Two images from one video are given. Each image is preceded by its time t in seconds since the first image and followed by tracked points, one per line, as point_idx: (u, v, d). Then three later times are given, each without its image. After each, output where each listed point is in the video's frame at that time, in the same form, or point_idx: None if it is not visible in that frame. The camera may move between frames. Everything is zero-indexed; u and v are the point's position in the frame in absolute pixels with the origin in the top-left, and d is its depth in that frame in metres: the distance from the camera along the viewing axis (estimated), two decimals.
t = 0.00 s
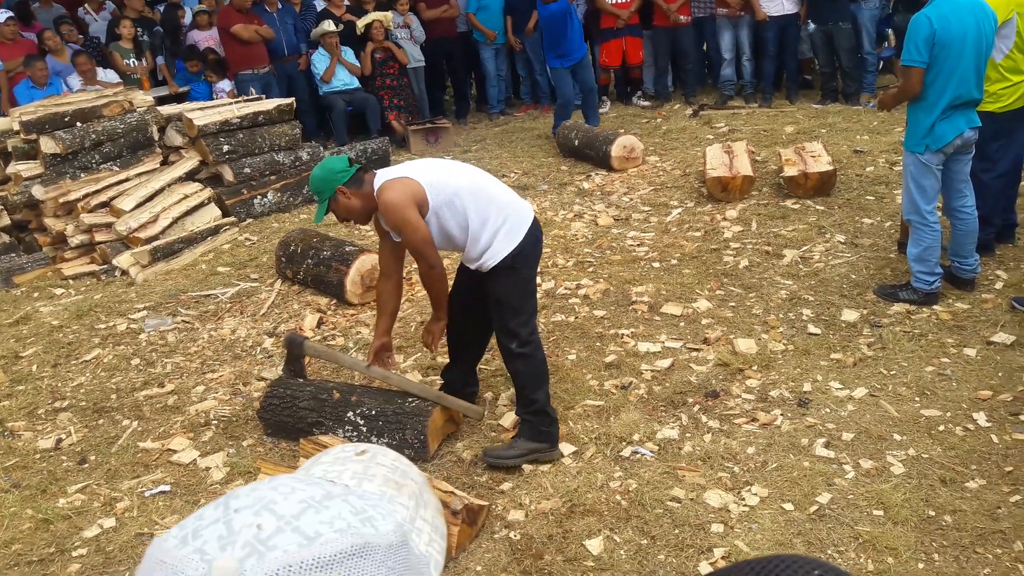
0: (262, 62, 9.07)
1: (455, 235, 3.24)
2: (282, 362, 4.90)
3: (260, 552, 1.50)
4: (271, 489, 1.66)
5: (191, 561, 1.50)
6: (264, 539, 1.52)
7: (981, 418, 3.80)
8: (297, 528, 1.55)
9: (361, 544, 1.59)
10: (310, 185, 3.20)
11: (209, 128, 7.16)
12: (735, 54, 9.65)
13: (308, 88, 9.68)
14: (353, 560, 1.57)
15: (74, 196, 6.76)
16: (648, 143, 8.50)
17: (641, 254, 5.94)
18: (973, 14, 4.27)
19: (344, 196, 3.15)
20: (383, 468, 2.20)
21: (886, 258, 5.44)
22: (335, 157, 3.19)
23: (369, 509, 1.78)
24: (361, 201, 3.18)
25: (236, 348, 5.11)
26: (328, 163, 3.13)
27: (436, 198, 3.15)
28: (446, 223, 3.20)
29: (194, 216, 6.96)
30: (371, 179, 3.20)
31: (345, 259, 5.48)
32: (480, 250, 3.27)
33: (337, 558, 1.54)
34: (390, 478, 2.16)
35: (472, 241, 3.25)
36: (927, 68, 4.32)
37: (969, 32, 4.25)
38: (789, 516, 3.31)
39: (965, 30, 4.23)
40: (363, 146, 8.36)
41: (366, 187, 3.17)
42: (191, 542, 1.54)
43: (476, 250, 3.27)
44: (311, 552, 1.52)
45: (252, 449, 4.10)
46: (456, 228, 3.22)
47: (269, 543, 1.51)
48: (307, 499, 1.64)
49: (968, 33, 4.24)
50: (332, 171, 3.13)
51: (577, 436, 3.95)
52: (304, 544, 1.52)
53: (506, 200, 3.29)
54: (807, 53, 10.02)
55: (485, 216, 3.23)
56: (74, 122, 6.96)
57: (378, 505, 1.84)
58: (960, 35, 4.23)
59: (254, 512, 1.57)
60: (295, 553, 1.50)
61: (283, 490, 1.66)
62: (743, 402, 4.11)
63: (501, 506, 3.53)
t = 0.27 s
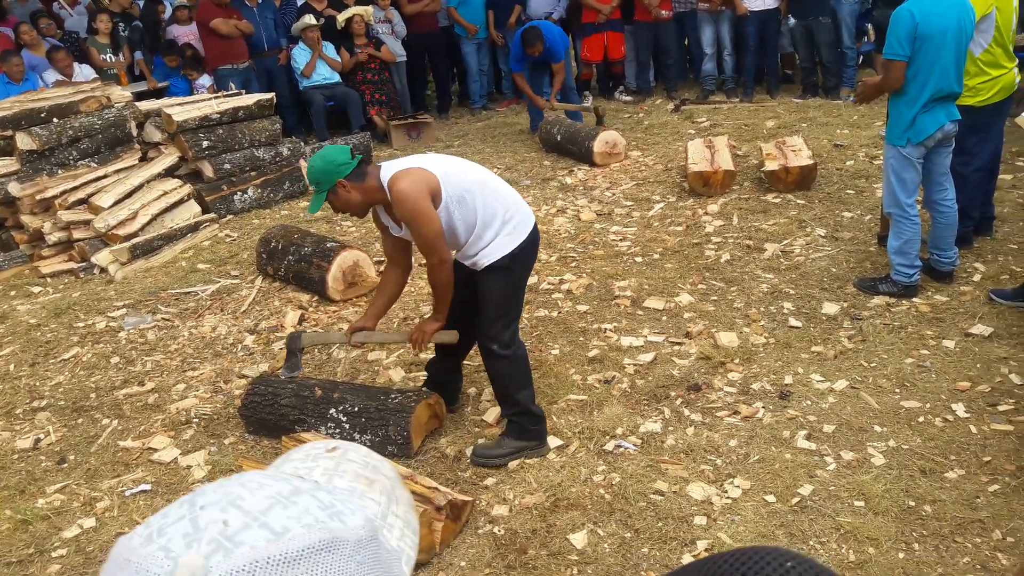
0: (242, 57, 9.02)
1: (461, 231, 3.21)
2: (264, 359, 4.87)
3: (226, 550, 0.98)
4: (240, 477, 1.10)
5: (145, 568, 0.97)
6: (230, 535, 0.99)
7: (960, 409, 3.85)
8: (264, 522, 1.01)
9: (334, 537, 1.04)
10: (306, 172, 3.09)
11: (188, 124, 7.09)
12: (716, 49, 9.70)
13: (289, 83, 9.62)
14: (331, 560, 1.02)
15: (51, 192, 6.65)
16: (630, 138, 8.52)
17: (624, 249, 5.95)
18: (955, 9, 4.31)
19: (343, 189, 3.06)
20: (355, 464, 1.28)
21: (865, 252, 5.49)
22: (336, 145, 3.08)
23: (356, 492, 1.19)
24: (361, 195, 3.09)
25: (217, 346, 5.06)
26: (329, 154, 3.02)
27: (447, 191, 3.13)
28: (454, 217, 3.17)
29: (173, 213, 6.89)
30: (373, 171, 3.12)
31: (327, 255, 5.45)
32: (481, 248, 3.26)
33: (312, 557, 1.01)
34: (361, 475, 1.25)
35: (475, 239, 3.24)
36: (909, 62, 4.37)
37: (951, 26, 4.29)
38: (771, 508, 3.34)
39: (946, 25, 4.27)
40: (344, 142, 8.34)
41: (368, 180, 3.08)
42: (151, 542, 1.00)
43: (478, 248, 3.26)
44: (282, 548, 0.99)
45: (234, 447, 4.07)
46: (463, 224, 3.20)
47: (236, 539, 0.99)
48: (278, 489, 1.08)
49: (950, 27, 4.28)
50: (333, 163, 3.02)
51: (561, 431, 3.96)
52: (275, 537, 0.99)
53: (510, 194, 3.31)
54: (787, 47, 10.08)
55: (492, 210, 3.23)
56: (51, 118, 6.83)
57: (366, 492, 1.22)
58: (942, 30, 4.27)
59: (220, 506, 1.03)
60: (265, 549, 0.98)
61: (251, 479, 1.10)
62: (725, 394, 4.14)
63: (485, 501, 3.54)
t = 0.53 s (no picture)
0: (227, 40, 8.91)
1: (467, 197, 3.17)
2: (256, 343, 4.85)
3: (208, 520, 1.16)
4: (223, 454, 1.31)
5: (131, 537, 1.15)
6: (212, 506, 1.18)
7: (950, 385, 3.89)
8: (245, 493, 1.21)
9: (313, 507, 1.23)
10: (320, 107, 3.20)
11: (174, 108, 7.01)
12: (705, 29, 9.68)
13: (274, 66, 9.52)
14: (309, 526, 1.21)
15: (37, 177, 6.56)
16: (620, 119, 8.50)
17: (615, 230, 5.96)
18: None
19: (352, 127, 3.14)
20: (338, 441, 1.71)
21: (855, 231, 5.52)
22: (352, 83, 3.17)
23: (326, 471, 1.41)
24: (369, 136, 3.15)
25: (209, 330, 5.04)
26: (343, 90, 3.12)
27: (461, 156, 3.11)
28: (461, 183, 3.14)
29: (161, 198, 6.83)
30: (387, 116, 3.16)
31: (318, 238, 5.42)
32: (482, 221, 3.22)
33: (291, 523, 1.19)
34: (345, 451, 1.68)
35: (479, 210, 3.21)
36: (900, 41, 4.36)
37: (941, 4, 4.28)
38: (765, 484, 3.37)
39: (937, 3, 4.26)
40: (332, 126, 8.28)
41: (378, 123, 3.13)
42: (134, 513, 1.19)
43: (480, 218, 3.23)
44: (263, 516, 1.18)
45: (228, 430, 4.06)
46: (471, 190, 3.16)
47: (218, 509, 1.17)
48: (258, 463, 1.28)
49: (940, 6, 4.27)
50: (345, 100, 3.11)
51: (555, 411, 3.97)
52: (255, 508, 1.18)
53: (524, 179, 3.31)
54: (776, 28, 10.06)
55: (508, 179, 3.22)
56: (34, 103, 6.70)
57: (334, 471, 1.45)
58: (932, 8, 4.26)
59: (203, 479, 1.23)
60: (246, 518, 1.17)
61: (234, 454, 1.31)
62: (717, 373, 4.16)
63: (481, 481, 3.55)
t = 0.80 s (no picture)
0: (226, 24, 8.89)
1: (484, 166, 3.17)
2: (257, 329, 4.86)
3: (202, 502, 1.16)
4: (213, 436, 1.30)
5: (123, 522, 1.14)
6: (206, 488, 1.18)
7: (951, 369, 3.89)
8: (239, 474, 1.21)
9: (308, 487, 1.24)
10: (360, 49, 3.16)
11: (173, 93, 6.99)
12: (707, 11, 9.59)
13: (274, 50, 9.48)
14: (305, 507, 1.21)
15: (36, 164, 6.56)
16: (622, 102, 8.44)
17: (616, 215, 5.93)
18: None
19: (394, 71, 3.13)
20: (328, 424, 1.72)
21: (857, 214, 5.49)
22: (396, 26, 3.14)
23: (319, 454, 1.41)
24: (410, 82, 3.16)
25: (210, 316, 5.05)
26: (388, 34, 3.08)
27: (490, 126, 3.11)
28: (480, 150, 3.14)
29: (161, 183, 6.81)
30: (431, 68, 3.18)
31: (318, 224, 5.41)
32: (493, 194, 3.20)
33: (287, 506, 1.19)
34: (337, 434, 1.68)
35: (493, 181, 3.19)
36: (903, 21, 4.31)
37: None
38: (765, 470, 3.37)
39: None
40: (332, 110, 8.24)
41: (419, 72, 3.15)
42: (126, 498, 1.18)
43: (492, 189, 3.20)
44: (257, 498, 1.18)
45: (229, 416, 4.07)
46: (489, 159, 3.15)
47: (212, 492, 1.17)
48: (250, 445, 1.28)
49: None
50: (391, 43, 3.08)
51: (555, 397, 3.98)
52: (250, 489, 1.18)
53: (544, 172, 3.27)
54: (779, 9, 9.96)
55: (531, 160, 3.22)
56: (34, 88, 6.58)
57: (326, 452, 1.46)
58: None
59: (194, 462, 1.22)
60: (241, 499, 1.17)
61: (224, 437, 1.30)
62: (718, 358, 4.16)
63: (481, 467, 3.56)
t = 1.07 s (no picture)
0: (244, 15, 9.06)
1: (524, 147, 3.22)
2: (274, 319, 4.89)
3: (223, 484, 1.17)
4: (233, 419, 1.31)
5: (146, 502, 1.15)
6: (227, 470, 1.19)
7: (969, 371, 3.86)
8: (260, 457, 1.21)
9: (328, 470, 1.25)
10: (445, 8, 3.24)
11: (193, 83, 7.03)
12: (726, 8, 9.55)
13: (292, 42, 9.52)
14: (326, 490, 1.22)
15: (57, 151, 6.61)
16: (639, 98, 8.41)
17: (633, 211, 5.92)
18: None
19: (478, 30, 3.21)
20: (347, 409, 1.67)
21: (876, 214, 5.45)
22: None
23: (338, 437, 1.42)
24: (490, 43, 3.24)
25: (227, 305, 5.08)
26: None
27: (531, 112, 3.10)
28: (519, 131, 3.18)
29: (180, 173, 6.86)
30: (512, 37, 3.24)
31: (335, 216, 5.43)
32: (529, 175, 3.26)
33: (308, 488, 1.20)
34: (355, 419, 1.63)
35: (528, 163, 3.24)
36: (922, 20, 4.26)
37: None
38: (781, 468, 3.36)
39: None
40: (349, 103, 8.27)
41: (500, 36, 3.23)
42: (148, 478, 1.19)
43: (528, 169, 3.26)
44: (278, 480, 1.19)
45: (246, 405, 4.10)
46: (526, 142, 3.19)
47: (233, 474, 1.18)
48: (271, 428, 1.29)
49: None
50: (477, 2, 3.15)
51: (570, 392, 3.98)
52: (271, 471, 1.19)
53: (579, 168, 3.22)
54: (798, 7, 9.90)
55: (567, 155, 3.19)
56: (54, 78, 6.74)
57: (346, 437, 1.46)
58: None
59: (216, 444, 1.23)
60: (262, 481, 1.18)
61: (244, 420, 1.31)
62: (734, 356, 4.15)
63: (496, 459, 3.57)
